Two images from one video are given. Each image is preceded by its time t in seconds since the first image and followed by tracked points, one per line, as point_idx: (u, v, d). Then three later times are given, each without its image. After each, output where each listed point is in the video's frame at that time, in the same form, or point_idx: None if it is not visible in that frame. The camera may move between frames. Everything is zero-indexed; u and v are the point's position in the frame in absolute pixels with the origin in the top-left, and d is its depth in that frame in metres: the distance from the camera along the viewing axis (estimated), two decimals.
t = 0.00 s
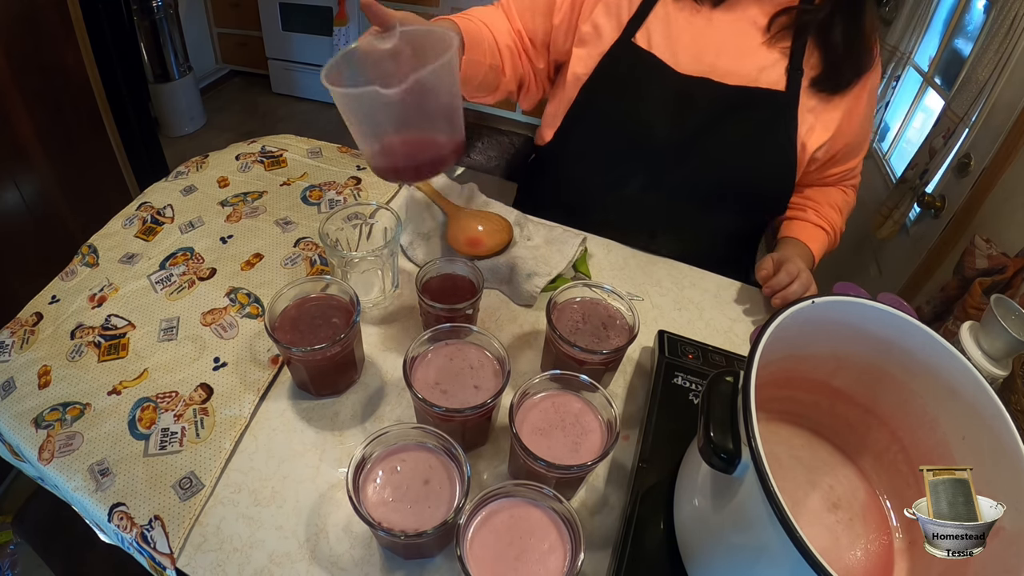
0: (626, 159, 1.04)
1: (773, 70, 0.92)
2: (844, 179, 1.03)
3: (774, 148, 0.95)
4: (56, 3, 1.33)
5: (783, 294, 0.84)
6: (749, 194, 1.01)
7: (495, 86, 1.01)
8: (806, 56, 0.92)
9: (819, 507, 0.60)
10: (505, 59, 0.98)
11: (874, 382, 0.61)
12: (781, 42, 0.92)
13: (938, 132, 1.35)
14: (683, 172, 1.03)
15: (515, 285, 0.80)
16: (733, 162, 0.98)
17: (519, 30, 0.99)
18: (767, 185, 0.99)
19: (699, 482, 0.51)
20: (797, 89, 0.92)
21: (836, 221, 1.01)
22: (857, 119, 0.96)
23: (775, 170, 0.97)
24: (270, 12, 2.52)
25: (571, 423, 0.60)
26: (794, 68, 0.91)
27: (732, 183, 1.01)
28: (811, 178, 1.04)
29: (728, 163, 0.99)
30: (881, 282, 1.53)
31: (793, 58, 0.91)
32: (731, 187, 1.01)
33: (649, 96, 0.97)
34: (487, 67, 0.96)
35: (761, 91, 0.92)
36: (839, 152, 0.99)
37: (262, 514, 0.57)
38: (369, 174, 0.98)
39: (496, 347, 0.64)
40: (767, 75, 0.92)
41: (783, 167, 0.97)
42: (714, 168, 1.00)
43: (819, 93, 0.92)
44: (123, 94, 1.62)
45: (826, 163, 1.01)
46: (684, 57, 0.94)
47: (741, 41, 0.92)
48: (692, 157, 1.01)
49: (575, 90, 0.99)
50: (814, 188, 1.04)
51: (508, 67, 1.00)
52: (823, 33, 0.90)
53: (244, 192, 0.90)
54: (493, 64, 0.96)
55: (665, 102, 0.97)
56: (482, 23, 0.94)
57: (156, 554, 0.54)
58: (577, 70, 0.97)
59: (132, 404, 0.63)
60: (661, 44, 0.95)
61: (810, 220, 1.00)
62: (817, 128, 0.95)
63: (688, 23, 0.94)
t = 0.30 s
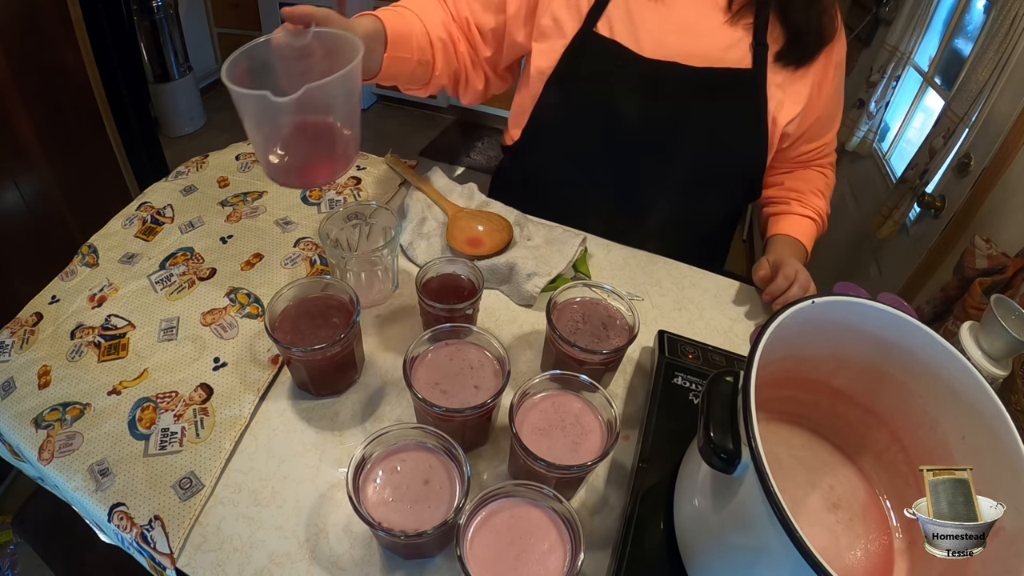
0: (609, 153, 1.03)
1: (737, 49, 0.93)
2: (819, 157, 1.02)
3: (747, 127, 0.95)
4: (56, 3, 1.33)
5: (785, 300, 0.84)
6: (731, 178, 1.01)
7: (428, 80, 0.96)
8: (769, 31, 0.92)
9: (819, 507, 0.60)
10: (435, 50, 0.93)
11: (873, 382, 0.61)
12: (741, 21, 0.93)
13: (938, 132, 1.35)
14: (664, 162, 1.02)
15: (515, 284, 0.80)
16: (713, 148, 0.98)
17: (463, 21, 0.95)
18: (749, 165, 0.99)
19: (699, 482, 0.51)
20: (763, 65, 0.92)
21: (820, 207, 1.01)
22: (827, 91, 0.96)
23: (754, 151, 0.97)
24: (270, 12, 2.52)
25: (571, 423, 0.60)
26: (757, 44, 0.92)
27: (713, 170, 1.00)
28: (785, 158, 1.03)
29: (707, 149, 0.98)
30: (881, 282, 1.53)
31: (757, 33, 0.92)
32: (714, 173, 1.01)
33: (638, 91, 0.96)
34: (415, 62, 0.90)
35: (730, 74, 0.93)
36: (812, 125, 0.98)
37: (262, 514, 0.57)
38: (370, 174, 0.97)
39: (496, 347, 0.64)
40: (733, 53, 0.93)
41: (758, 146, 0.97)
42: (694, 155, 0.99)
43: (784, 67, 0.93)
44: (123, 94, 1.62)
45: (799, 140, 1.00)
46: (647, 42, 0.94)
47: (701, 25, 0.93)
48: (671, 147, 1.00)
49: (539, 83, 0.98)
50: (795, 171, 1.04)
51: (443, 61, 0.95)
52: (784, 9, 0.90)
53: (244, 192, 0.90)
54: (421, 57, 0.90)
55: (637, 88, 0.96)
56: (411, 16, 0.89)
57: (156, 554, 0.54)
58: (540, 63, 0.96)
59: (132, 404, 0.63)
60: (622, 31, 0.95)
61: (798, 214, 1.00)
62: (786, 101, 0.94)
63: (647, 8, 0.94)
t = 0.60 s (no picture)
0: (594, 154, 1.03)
1: (710, 38, 0.93)
2: (794, 142, 1.04)
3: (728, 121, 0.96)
4: (57, 3, 1.33)
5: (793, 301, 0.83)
6: (716, 172, 1.02)
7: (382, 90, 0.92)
8: (739, 17, 0.92)
9: (820, 507, 0.60)
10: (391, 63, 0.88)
11: (873, 382, 0.61)
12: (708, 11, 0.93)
13: (938, 132, 1.35)
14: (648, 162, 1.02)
15: (515, 284, 0.80)
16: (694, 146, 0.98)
17: (412, 26, 0.90)
18: (732, 158, 1.00)
19: (699, 482, 0.51)
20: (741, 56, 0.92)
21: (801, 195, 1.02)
22: (797, 74, 0.97)
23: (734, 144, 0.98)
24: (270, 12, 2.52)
25: (571, 423, 0.60)
26: (730, 31, 0.91)
27: (698, 165, 1.00)
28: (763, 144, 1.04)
29: (688, 145, 0.99)
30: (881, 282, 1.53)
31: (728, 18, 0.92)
32: (698, 170, 1.01)
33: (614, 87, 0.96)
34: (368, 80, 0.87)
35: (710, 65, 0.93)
36: (785, 106, 1.00)
37: (262, 514, 0.57)
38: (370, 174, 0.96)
39: (497, 347, 0.64)
40: (706, 42, 0.92)
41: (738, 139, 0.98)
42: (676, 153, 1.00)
43: (757, 52, 0.93)
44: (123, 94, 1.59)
45: (771, 124, 1.02)
46: (621, 38, 0.93)
47: (672, 13, 0.92)
48: (653, 146, 1.00)
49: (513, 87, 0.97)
50: (773, 158, 1.05)
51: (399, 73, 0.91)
52: None
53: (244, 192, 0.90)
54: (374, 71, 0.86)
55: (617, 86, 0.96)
56: (358, 31, 0.84)
57: (156, 554, 0.54)
58: (513, 67, 0.95)
59: (132, 404, 0.63)
60: (595, 27, 0.94)
61: (780, 201, 1.01)
62: (761, 84, 0.95)
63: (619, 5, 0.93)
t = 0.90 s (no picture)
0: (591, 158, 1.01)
1: (710, 40, 0.93)
2: (793, 141, 1.04)
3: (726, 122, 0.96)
4: (56, 3, 1.33)
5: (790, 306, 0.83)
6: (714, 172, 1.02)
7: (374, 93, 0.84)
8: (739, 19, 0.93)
9: (819, 507, 0.59)
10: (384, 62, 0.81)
11: (873, 382, 0.61)
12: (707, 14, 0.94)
13: (938, 132, 1.35)
14: (645, 165, 1.01)
15: (515, 284, 0.80)
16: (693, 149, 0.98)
17: (400, 24, 0.84)
18: (729, 158, 1.00)
19: (699, 482, 0.51)
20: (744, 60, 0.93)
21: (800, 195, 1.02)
22: (796, 74, 0.98)
23: (730, 143, 0.98)
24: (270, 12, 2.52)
25: (571, 423, 0.60)
26: (730, 33, 0.92)
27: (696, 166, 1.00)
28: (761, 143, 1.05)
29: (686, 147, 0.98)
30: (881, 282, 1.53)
31: (728, 20, 0.92)
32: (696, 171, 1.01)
33: (613, 90, 0.95)
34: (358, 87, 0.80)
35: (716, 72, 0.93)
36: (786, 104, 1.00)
37: (262, 514, 0.57)
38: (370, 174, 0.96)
39: (497, 347, 0.64)
40: (706, 45, 0.93)
41: (735, 139, 0.98)
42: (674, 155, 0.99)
43: (758, 55, 0.93)
44: (123, 94, 1.58)
45: (771, 125, 1.03)
46: (620, 42, 0.93)
47: (671, 15, 0.93)
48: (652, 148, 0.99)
49: (513, 88, 0.96)
50: (771, 158, 1.05)
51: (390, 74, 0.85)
52: None
53: (244, 192, 0.90)
54: (366, 73, 0.79)
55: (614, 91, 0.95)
56: (346, 28, 0.76)
57: (156, 554, 0.54)
58: (512, 71, 0.94)
59: (132, 404, 0.63)
60: (594, 32, 0.93)
61: (778, 202, 1.02)
62: (762, 85, 0.95)
63: (617, 8, 0.93)
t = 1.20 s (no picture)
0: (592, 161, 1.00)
1: (719, 47, 0.93)
2: (799, 147, 1.05)
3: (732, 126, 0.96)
4: (57, 3, 1.33)
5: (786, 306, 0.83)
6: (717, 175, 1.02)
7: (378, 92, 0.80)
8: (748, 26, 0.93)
9: (819, 507, 0.59)
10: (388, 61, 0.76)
11: (873, 382, 0.61)
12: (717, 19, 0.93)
13: (938, 132, 1.35)
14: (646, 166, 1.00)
15: (515, 284, 0.80)
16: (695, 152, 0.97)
17: (406, 19, 0.79)
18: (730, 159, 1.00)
19: (699, 483, 0.51)
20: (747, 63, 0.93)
21: (802, 198, 1.03)
22: (805, 80, 0.98)
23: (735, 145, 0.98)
24: (270, 12, 2.52)
25: (571, 423, 0.60)
26: (739, 40, 0.92)
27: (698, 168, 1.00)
28: (767, 148, 1.05)
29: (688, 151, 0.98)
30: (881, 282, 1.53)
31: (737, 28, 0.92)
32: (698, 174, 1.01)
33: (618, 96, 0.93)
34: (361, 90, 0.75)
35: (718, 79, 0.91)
36: (795, 112, 1.01)
37: (262, 514, 0.57)
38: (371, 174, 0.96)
39: (497, 347, 0.64)
40: (714, 53, 0.93)
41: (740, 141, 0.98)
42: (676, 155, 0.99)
43: (766, 64, 0.94)
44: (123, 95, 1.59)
45: (778, 131, 1.03)
46: (628, 50, 0.91)
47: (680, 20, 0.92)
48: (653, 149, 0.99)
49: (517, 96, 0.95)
50: (773, 162, 1.06)
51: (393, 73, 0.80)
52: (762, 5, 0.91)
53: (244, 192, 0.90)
54: (371, 73, 0.75)
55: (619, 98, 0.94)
56: (349, 25, 0.71)
57: (156, 554, 0.54)
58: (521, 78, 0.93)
59: (132, 404, 0.63)
60: (603, 37, 0.91)
61: (779, 204, 1.02)
62: (770, 93, 0.95)
63: (625, 15, 0.91)
